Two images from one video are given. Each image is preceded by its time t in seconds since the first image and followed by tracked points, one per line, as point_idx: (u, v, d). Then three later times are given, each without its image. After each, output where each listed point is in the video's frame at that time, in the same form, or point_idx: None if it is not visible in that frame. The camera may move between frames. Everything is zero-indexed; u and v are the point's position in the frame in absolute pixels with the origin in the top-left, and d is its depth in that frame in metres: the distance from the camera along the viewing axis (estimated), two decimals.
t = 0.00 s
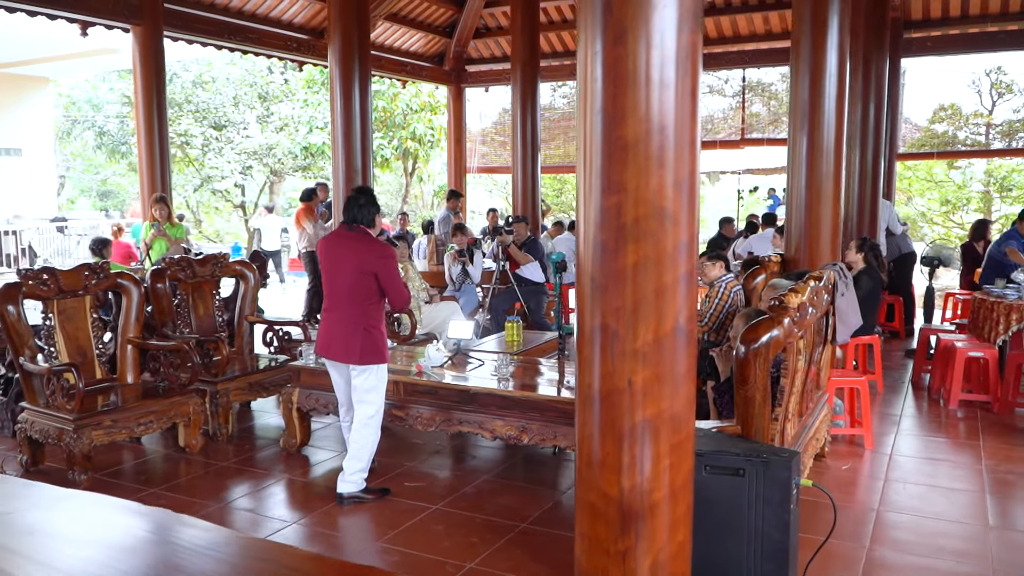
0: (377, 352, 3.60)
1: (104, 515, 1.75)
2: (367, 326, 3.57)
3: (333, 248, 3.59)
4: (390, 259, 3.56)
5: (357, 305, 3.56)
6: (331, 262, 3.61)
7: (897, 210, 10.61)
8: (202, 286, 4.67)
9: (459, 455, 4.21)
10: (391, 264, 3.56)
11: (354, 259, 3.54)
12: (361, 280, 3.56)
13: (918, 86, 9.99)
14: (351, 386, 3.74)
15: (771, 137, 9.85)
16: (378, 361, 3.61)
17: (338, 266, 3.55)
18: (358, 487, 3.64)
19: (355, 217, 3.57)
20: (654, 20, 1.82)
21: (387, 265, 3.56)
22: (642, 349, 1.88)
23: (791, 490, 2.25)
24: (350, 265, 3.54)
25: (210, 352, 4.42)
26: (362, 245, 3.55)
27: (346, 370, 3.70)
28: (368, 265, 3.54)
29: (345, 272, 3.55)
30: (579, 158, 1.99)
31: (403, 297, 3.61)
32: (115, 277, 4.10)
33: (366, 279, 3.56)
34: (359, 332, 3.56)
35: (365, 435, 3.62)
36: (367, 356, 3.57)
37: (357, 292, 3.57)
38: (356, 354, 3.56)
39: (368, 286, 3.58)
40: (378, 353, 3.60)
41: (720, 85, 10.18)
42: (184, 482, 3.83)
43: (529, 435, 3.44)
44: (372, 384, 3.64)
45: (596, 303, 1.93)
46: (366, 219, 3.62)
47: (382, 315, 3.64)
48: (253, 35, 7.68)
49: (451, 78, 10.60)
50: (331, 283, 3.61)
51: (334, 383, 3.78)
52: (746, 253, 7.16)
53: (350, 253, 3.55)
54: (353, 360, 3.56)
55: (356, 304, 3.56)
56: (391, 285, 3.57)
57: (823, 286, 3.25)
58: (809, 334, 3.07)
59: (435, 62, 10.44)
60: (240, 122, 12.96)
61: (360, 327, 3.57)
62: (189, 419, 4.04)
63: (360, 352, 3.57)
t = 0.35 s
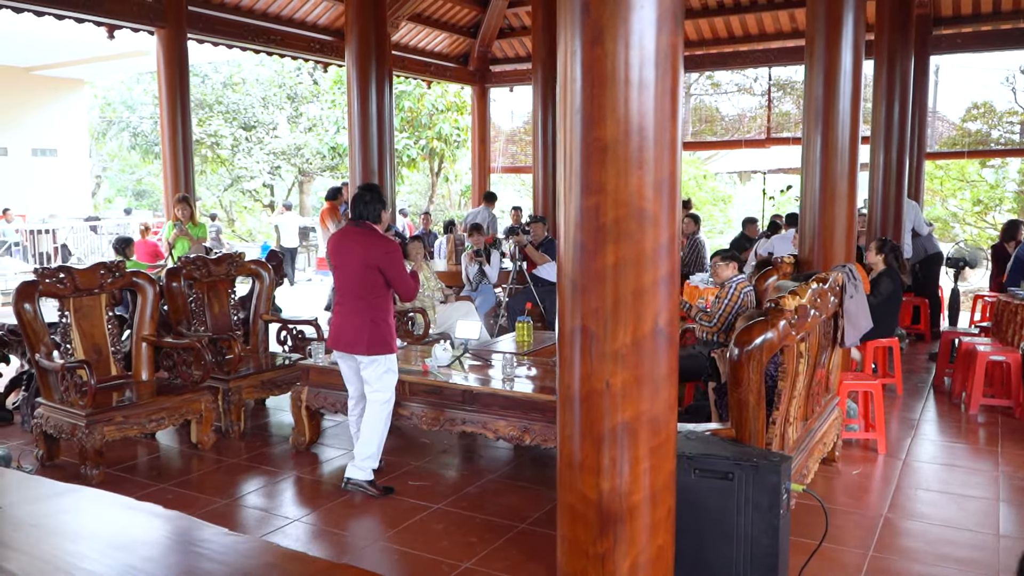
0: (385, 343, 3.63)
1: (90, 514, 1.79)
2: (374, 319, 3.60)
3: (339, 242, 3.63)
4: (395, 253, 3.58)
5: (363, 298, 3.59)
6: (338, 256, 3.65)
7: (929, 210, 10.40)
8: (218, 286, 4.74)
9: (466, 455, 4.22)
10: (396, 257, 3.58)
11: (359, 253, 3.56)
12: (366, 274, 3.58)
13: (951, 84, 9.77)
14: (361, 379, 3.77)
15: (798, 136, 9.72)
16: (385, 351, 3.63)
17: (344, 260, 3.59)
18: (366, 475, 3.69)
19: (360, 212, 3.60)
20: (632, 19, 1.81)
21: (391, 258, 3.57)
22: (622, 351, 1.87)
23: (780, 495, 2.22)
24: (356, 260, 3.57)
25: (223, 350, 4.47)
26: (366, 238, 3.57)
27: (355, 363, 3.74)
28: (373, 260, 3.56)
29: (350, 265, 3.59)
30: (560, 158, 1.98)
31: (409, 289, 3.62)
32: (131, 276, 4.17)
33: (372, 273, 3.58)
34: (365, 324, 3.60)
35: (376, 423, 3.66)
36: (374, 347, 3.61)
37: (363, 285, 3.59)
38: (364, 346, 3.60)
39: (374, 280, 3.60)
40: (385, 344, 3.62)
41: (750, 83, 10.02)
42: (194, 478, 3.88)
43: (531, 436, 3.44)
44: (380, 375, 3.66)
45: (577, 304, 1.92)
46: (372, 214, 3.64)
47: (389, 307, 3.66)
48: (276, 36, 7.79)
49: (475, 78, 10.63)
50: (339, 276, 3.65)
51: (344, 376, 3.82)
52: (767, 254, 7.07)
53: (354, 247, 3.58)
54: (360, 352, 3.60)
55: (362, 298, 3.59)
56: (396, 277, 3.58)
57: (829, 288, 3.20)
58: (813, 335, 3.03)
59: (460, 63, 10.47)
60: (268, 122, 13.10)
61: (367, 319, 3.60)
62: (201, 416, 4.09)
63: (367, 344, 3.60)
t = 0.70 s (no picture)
0: (396, 340, 3.60)
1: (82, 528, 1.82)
2: (386, 316, 3.57)
3: (351, 239, 3.61)
4: (407, 250, 3.57)
5: (376, 296, 3.57)
6: (349, 253, 3.63)
7: (966, 209, 10.09)
8: (232, 284, 4.75)
9: (475, 456, 4.18)
10: (408, 255, 3.57)
11: (371, 250, 3.55)
12: (379, 271, 3.56)
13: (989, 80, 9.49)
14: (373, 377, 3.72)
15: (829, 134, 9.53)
16: (396, 349, 3.61)
17: (355, 257, 3.57)
18: (397, 470, 3.73)
19: (373, 210, 3.58)
20: (616, 13, 1.76)
21: (403, 255, 3.56)
22: (605, 354, 1.82)
23: (777, 503, 2.15)
24: (369, 257, 3.55)
25: (236, 348, 4.48)
26: (378, 236, 3.55)
27: (366, 361, 3.70)
28: (385, 257, 3.55)
29: (362, 263, 3.57)
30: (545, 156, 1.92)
31: (419, 287, 3.62)
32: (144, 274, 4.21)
33: (384, 270, 3.57)
34: (378, 320, 3.57)
35: (393, 420, 3.65)
36: (386, 344, 3.58)
37: (374, 282, 3.57)
38: (376, 343, 3.57)
39: (386, 277, 3.59)
40: (397, 342, 3.60)
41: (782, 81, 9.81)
42: (203, 476, 3.89)
43: (536, 438, 3.40)
44: (394, 373, 3.64)
45: (560, 305, 1.87)
46: (384, 212, 3.62)
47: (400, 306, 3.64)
48: (301, 36, 7.83)
49: (502, 77, 10.60)
50: (350, 274, 3.63)
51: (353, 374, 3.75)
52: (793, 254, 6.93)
53: (366, 244, 3.56)
54: (372, 349, 3.57)
55: (375, 295, 3.57)
56: (408, 275, 3.58)
57: (842, 290, 3.10)
58: (823, 338, 2.94)
59: (487, 61, 10.46)
60: (297, 122, 13.18)
61: (379, 316, 3.57)
62: (212, 414, 4.10)
63: (379, 341, 3.57)
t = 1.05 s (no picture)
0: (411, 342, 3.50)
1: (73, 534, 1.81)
2: (402, 317, 3.47)
3: (365, 239, 3.49)
4: (424, 252, 3.51)
5: (393, 296, 3.46)
6: (362, 253, 3.49)
7: (1003, 209, 9.79)
8: (244, 285, 4.73)
9: (484, 458, 4.12)
10: (424, 257, 3.50)
11: (388, 249, 3.45)
12: (396, 272, 3.46)
13: None
14: (382, 380, 3.61)
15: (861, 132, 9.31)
16: (411, 351, 3.50)
17: (371, 256, 3.45)
18: (405, 473, 3.64)
19: (388, 210, 3.48)
20: (597, 8, 1.68)
21: (421, 255, 3.49)
22: (586, 362, 1.74)
23: (773, 518, 2.05)
24: (387, 257, 3.45)
25: (246, 350, 4.47)
26: (395, 236, 3.46)
27: (376, 363, 3.56)
28: (404, 258, 3.46)
29: (378, 262, 3.45)
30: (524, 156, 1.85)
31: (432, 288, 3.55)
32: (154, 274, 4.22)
33: (401, 271, 3.47)
34: (395, 322, 3.46)
35: (402, 424, 3.54)
36: (403, 346, 3.47)
37: (390, 283, 3.46)
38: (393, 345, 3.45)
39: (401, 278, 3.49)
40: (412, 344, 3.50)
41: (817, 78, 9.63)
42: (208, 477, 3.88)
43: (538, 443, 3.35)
44: (405, 375, 3.53)
45: (539, 310, 1.79)
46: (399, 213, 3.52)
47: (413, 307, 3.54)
48: (323, 36, 7.84)
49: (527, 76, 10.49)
50: (361, 273, 3.50)
51: (360, 377, 3.61)
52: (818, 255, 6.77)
53: (382, 243, 3.46)
54: (388, 351, 3.45)
55: (392, 295, 3.45)
56: (425, 276, 3.50)
57: (854, 294, 2.98)
58: (833, 345, 2.82)
59: (513, 60, 10.40)
60: (325, 122, 13.24)
61: (396, 318, 3.46)
62: (219, 415, 4.09)
63: (395, 343, 3.45)
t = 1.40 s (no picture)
0: (414, 345, 3.39)
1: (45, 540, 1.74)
2: (401, 320, 3.35)
3: (368, 238, 3.38)
4: (427, 253, 3.35)
5: (392, 297, 3.34)
6: (365, 252, 3.39)
7: None
8: (252, 283, 4.69)
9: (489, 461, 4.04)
10: (427, 258, 3.35)
11: (389, 250, 3.32)
12: (396, 273, 3.34)
13: None
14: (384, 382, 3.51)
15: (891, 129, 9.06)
16: (413, 354, 3.39)
17: (372, 256, 3.34)
18: (405, 477, 3.55)
19: (390, 209, 3.35)
20: None
21: (421, 256, 3.34)
22: (562, 367, 1.65)
23: (767, 533, 1.94)
24: (387, 257, 3.33)
25: (252, 350, 4.43)
26: (396, 237, 3.32)
27: (377, 364, 3.47)
28: (404, 259, 3.33)
29: (378, 263, 3.33)
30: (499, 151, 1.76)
31: (435, 290, 3.41)
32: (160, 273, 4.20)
33: (402, 272, 3.34)
34: (394, 325, 3.34)
35: (403, 429, 3.44)
36: (403, 349, 3.36)
37: (390, 284, 3.34)
38: (392, 347, 3.35)
39: (403, 280, 3.36)
40: (411, 348, 3.38)
41: (847, 74, 9.37)
42: (209, 478, 3.84)
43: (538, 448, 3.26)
44: (408, 377, 3.42)
45: (514, 312, 1.70)
46: (405, 211, 3.38)
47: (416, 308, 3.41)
48: (341, 34, 7.82)
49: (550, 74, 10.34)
50: (363, 273, 3.40)
51: (363, 379, 3.52)
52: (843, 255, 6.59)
53: (383, 244, 3.33)
54: (385, 354, 3.35)
55: (391, 297, 3.34)
56: (426, 278, 3.36)
57: (866, 296, 2.85)
58: (842, 349, 2.69)
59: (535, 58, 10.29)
60: (349, 120, 13.24)
61: (395, 320, 3.35)
62: (223, 415, 4.05)
63: (394, 345, 3.35)
